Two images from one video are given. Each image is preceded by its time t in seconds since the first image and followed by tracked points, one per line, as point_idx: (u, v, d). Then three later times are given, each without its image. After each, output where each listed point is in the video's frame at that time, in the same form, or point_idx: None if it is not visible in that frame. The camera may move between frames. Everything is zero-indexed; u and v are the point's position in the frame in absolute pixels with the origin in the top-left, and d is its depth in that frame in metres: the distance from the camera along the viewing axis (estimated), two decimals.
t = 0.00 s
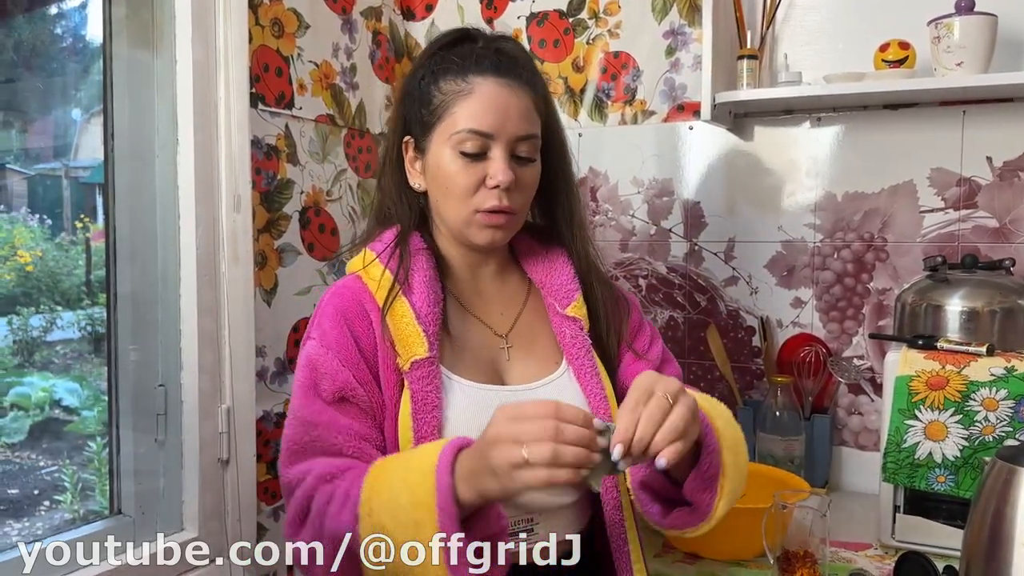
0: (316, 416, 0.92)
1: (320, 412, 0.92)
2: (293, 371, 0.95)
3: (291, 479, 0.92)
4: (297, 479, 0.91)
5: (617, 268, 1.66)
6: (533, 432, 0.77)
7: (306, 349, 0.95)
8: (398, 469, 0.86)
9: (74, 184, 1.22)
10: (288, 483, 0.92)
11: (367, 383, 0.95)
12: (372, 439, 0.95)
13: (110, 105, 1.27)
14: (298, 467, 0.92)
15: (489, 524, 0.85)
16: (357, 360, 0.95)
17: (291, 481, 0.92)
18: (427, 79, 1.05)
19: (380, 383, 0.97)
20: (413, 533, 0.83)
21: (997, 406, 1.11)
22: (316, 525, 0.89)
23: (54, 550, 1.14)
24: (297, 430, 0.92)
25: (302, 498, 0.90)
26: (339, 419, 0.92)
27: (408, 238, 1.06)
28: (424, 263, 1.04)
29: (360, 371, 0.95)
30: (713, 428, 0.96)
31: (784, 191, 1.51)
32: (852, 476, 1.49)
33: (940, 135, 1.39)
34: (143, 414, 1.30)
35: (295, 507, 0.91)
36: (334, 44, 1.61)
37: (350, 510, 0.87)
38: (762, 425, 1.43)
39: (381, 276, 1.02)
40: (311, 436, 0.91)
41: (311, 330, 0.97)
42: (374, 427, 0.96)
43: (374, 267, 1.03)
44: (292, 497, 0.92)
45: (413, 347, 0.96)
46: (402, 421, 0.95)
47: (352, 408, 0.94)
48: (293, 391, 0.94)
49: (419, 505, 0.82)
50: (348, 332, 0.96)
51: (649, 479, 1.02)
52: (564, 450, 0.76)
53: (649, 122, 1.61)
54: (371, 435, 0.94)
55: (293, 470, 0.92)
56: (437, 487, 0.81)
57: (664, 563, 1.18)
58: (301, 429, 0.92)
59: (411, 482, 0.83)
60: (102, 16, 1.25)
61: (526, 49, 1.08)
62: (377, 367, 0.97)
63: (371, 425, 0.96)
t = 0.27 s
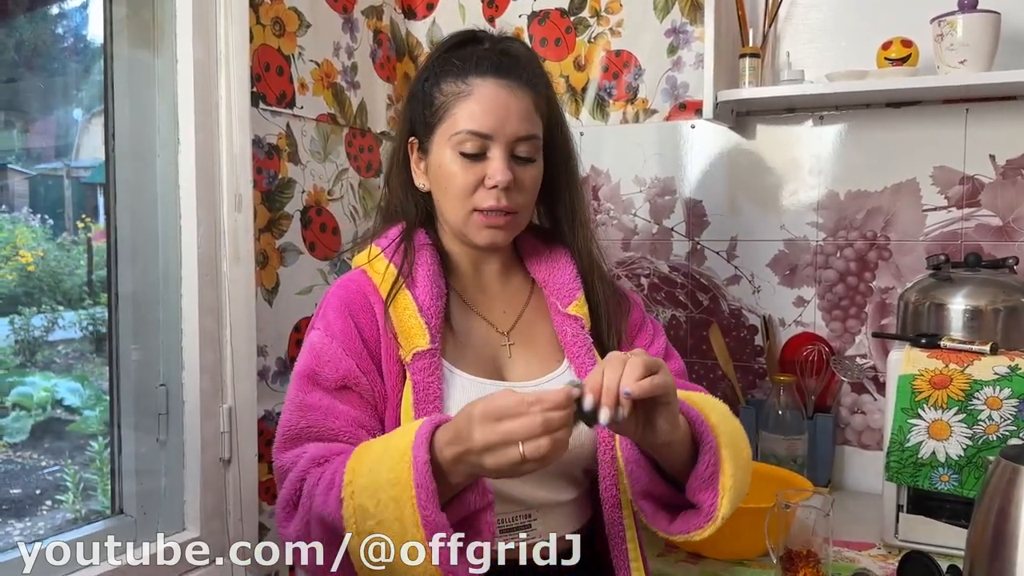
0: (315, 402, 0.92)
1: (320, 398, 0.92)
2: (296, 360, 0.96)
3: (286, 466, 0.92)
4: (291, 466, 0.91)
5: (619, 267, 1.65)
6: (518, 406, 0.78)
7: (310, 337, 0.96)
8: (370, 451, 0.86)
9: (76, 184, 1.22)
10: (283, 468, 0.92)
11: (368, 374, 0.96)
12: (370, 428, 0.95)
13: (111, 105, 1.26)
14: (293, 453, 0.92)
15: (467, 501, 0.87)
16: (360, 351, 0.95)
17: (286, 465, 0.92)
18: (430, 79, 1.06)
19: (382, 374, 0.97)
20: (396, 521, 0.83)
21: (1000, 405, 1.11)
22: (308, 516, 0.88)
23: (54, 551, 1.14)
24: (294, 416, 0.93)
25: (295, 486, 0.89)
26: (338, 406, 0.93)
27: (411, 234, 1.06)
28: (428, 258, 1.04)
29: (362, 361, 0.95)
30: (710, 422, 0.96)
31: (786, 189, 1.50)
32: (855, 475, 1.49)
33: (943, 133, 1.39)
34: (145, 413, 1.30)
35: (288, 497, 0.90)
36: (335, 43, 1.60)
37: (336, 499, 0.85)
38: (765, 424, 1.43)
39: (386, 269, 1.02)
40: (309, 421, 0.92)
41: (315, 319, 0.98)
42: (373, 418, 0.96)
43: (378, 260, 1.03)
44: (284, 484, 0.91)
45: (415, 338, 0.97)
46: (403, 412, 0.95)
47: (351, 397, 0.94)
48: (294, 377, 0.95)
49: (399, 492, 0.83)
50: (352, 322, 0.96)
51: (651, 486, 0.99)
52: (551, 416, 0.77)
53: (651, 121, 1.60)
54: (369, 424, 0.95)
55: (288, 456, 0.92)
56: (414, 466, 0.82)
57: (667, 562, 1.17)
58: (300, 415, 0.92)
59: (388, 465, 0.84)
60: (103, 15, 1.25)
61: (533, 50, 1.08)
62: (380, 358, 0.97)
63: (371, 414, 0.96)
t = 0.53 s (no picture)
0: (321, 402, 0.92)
1: (325, 397, 0.92)
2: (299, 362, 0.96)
3: (296, 470, 0.92)
4: (301, 470, 0.91)
5: (621, 266, 1.65)
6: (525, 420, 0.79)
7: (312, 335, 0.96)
8: (385, 479, 0.83)
9: (78, 183, 1.21)
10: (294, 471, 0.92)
11: (371, 371, 0.96)
12: (375, 426, 0.95)
13: (112, 104, 1.26)
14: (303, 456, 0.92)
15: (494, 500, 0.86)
16: (360, 348, 0.95)
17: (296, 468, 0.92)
18: (425, 77, 1.06)
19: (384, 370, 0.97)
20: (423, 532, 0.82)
21: (1004, 403, 1.11)
22: (322, 521, 0.88)
23: (54, 550, 1.14)
24: (303, 417, 0.92)
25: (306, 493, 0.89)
26: (342, 405, 0.93)
27: (411, 230, 1.06)
28: (428, 254, 1.03)
29: (363, 358, 0.95)
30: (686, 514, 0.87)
31: (788, 187, 1.50)
32: (858, 474, 1.48)
33: (947, 131, 1.38)
34: (147, 413, 1.30)
35: (302, 501, 0.90)
36: (337, 41, 1.60)
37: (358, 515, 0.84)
38: (768, 423, 1.43)
39: (384, 265, 1.02)
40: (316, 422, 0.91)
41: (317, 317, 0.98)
42: (377, 415, 0.96)
43: (377, 257, 1.03)
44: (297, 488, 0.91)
45: (412, 334, 0.97)
46: (404, 408, 0.95)
47: (355, 395, 0.94)
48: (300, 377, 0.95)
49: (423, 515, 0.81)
50: (353, 319, 0.96)
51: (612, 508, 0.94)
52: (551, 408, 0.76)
53: (652, 119, 1.60)
54: (374, 421, 0.95)
55: (298, 459, 0.92)
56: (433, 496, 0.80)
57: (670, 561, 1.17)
58: (307, 416, 0.92)
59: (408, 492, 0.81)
60: (104, 15, 1.25)
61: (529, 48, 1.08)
62: (380, 355, 0.97)
63: (375, 411, 0.96)
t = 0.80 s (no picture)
0: (337, 396, 0.91)
1: (339, 391, 0.91)
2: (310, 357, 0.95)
3: (315, 466, 0.91)
4: (320, 466, 0.90)
5: (623, 264, 1.65)
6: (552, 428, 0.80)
7: (321, 331, 0.95)
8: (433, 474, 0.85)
9: (80, 183, 1.21)
10: (312, 466, 0.91)
11: (382, 366, 0.96)
12: (388, 419, 0.94)
13: (114, 104, 1.26)
14: (321, 452, 0.91)
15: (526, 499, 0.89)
16: (370, 342, 0.95)
17: (316, 463, 0.91)
18: (423, 76, 1.06)
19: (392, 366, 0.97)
20: (470, 532, 0.85)
21: (1007, 401, 1.10)
22: (349, 515, 0.87)
23: (54, 550, 1.14)
24: (319, 413, 0.92)
25: (330, 488, 0.88)
26: (359, 398, 0.92)
27: (414, 227, 1.06)
28: (430, 251, 1.03)
29: (373, 353, 0.95)
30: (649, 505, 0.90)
31: (790, 186, 1.50)
32: (860, 473, 1.48)
33: (949, 129, 1.38)
34: (149, 412, 1.30)
35: (324, 496, 0.89)
36: (338, 40, 1.60)
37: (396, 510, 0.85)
38: (769, 422, 1.43)
39: (389, 262, 1.02)
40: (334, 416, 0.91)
41: (325, 313, 0.97)
42: (388, 409, 0.95)
43: (383, 253, 1.03)
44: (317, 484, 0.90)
45: (418, 330, 0.97)
46: (412, 403, 0.95)
47: (369, 389, 0.94)
48: (310, 374, 0.94)
49: (471, 511, 0.84)
50: (360, 314, 0.96)
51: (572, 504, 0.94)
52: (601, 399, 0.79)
53: (654, 117, 1.60)
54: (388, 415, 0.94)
55: (317, 456, 0.91)
56: (486, 491, 0.83)
57: (671, 560, 1.17)
58: (323, 411, 0.91)
59: (457, 486, 0.84)
60: (106, 14, 1.24)
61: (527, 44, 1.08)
62: (387, 349, 0.97)
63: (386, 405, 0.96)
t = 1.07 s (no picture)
0: (339, 393, 0.91)
1: (342, 388, 0.92)
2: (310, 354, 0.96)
3: (316, 463, 0.91)
4: (322, 462, 0.90)
5: (625, 263, 1.65)
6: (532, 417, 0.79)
7: (323, 329, 0.95)
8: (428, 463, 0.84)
9: (82, 182, 1.21)
10: (313, 463, 0.91)
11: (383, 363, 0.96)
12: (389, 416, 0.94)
13: (116, 103, 1.26)
14: (322, 449, 0.91)
15: (524, 495, 0.88)
16: (372, 339, 0.95)
17: (316, 459, 0.91)
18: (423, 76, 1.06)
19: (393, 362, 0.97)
20: (466, 523, 0.84)
21: (1009, 400, 1.10)
22: (349, 510, 0.87)
23: (54, 550, 1.13)
24: (321, 410, 0.92)
25: (331, 485, 0.88)
26: (359, 395, 0.92)
27: (415, 225, 1.06)
28: (432, 249, 1.03)
29: (374, 349, 0.95)
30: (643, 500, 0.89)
31: (792, 184, 1.50)
32: (862, 472, 1.48)
33: (952, 127, 1.38)
34: (151, 411, 1.30)
35: (324, 493, 0.89)
36: (340, 39, 1.60)
37: (394, 502, 0.84)
38: (772, 420, 1.42)
39: (390, 260, 1.02)
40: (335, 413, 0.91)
41: (326, 311, 0.98)
42: (389, 406, 0.95)
43: (385, 251, 1.04)
44: (317, 481, 0.90)
45: (418, 328, 0.97)
46: (413, 400, 0.95)
47: (369, 385, 0.94)
48: (312, 372, 0.94)
49: (467, 501, 0.83)
50: (362, 312, 0.96)
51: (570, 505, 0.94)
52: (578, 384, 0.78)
53: (656, 116, 1.60)
54: (388, 412, 0.94)
55: (318, 453, 0.91)
56: (481, 479, 0.82)
57: (673, 559, 1.17)
58: (325, 408, 0.91)
59: (451, 474, 0.83)
60: (107, 13, 1.24)
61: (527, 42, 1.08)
62: (388, 347, 0.97)
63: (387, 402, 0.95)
